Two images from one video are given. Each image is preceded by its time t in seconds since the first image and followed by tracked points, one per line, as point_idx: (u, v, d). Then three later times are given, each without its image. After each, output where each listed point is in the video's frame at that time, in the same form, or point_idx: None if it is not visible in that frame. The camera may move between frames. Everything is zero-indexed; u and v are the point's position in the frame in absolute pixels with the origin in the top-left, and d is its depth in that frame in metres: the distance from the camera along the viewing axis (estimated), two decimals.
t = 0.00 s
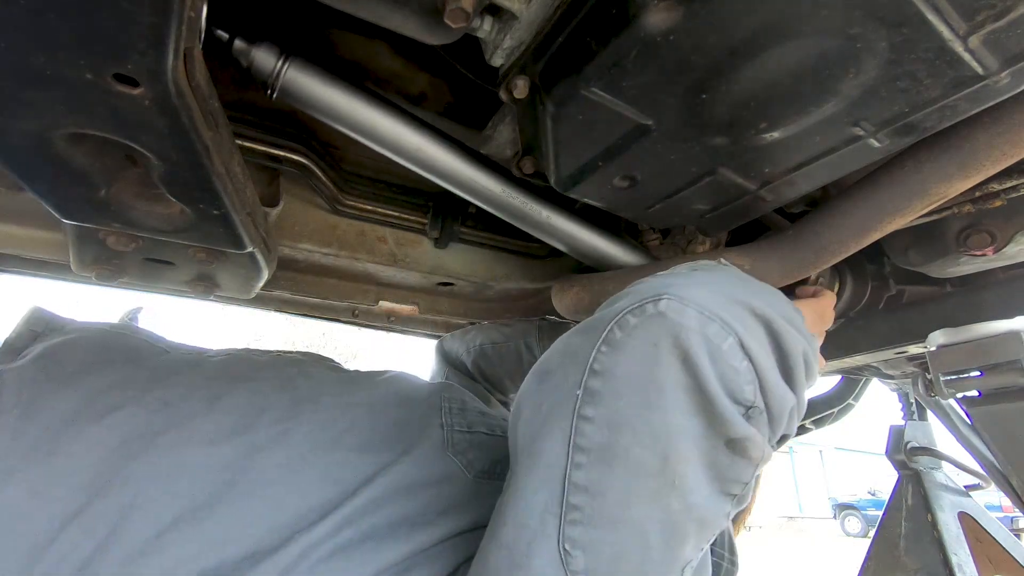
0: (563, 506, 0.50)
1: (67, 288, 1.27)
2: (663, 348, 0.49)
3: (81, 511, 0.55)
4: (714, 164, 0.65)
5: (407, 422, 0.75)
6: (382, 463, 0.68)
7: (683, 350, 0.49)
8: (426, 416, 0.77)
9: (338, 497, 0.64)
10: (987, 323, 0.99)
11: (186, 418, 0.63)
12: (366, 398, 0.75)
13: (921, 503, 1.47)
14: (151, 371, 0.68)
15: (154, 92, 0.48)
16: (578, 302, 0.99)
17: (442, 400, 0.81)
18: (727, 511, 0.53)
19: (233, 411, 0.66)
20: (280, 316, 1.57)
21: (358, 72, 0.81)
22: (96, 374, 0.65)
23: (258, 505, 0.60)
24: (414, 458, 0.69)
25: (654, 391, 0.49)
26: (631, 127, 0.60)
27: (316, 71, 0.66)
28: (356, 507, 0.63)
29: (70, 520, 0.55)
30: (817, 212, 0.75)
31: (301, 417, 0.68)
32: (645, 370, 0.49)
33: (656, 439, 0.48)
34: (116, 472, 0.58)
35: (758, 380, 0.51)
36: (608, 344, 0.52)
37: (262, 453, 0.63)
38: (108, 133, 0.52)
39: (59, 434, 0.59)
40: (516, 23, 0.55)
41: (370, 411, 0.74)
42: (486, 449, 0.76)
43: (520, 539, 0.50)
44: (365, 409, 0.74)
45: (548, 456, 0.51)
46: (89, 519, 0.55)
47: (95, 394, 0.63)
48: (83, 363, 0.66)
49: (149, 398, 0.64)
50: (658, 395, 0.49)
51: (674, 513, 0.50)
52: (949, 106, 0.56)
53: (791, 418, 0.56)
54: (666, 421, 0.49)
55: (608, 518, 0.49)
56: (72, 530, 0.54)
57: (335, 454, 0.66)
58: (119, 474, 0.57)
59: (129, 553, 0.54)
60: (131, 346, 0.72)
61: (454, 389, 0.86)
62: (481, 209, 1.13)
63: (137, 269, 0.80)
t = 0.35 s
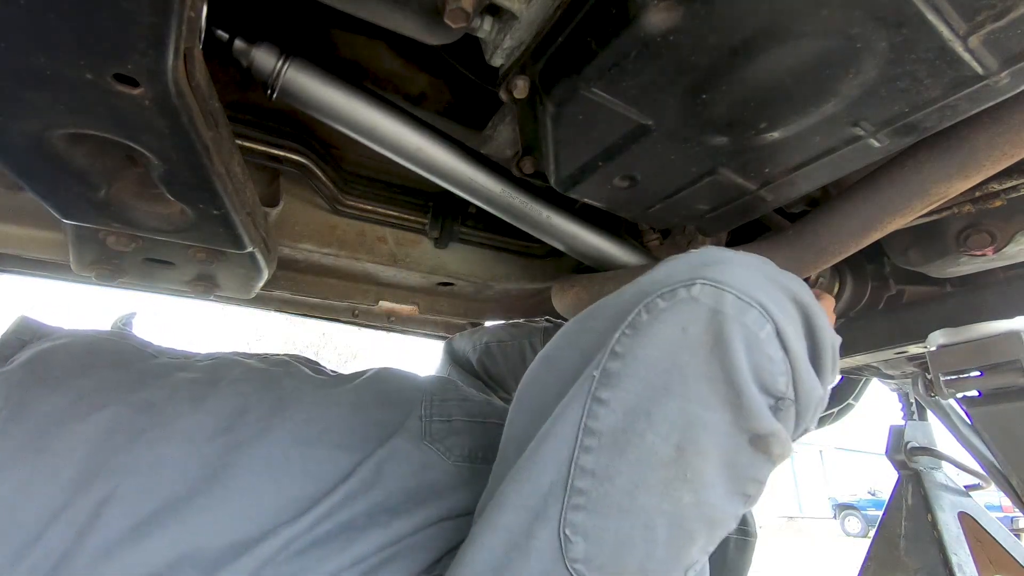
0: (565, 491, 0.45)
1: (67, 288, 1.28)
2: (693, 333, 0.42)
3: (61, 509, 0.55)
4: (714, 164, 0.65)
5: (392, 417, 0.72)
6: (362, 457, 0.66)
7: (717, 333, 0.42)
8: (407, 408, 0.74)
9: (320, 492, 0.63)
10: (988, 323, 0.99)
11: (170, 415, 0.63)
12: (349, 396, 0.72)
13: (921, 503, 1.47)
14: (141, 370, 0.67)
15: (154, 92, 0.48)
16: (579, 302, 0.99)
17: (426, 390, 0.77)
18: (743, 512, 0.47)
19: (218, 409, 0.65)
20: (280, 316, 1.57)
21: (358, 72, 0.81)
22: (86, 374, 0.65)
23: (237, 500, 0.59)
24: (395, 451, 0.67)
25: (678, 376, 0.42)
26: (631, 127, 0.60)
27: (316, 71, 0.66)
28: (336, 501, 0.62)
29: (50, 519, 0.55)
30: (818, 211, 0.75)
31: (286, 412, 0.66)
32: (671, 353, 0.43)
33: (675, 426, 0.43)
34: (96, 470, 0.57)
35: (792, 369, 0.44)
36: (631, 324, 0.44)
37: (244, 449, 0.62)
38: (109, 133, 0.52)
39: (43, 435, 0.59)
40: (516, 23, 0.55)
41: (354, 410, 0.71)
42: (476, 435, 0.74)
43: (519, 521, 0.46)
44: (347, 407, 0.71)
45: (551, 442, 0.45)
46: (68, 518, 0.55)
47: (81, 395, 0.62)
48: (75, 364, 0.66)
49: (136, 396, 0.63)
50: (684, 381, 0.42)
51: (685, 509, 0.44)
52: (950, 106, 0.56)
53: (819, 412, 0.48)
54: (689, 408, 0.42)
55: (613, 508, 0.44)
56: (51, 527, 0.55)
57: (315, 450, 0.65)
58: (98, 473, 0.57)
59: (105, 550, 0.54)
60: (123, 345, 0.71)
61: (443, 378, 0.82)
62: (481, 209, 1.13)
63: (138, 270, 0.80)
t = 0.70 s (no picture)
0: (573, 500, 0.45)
1: (67, 288, 1.27)
2: (710, 347, 0.41)
3: (60, 508, 0.56)
4: (714, 164, 0.65)
5: (392, 416, 0.72)
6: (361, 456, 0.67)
7: (735, 347, 0.40)
8: (405, 406, 0.74)
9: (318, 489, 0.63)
10: (989, 323, 0.99)
11: (170, 415, 0.63)
12: (348, 397, 0.72)
13: (921, 503, 1.47)
14: (139, 372, 0.67)
15: (154, 92, 0.48)
16: (579, 303, 0.99)
17: (425, 390, 0.77)
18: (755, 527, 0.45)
19: (218, 409, 0.65)
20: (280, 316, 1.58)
21: (358, 72, 0.81)
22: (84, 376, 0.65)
23: (236, 500, 0.59)
24: (394, 449, 0.67)
25: (693, 390, 0.41)
26: (631, 127, 0.60)
27: (316, 71, 0.66)
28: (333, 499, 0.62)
29: (49, 518, 0.55)
30: (818, 211, 0.75)
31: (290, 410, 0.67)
32: (686, 367, 0.41)
33: (688, 441, 0.41)
34: (95, 469, 0.57)
35: (812, 384, 0.42)
36: (647, 335, 0.43)
37: (244, 447, 0.62)
38: (109, 133, 0.52)
39: (43, 435, 0.58)
40: (516, 23, 0.55)
41: (353, 410, 0.71)
42: (474, 433, 0.73)
43: (527, 528, 0.46)
44: (349, 407, 0.71)
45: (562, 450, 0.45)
46: (67, 516, 0.55)
47: (80, 396, 0.62)
48: (76, 368, 0.65)
49: (135, 397, 0.63)
50: (699, 396, 0.41)
51: (695, 525, 0.43)
52: (950, 106, 0.56)
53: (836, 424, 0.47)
54: (704, 423, 0.41)
55: (622, 520, 0.43)
56: (51, 525, 0.55)
57: (314, 449, 0.65)
58: (98, 472, 0.57)
59: (104, 548, 0.55)
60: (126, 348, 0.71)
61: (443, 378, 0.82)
62: (481, 209, 1.13)
63: (138, 270, 0.80)
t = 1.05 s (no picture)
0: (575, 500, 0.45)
1: (67, 288, 1.28)
2: (711, 347, 0.41)
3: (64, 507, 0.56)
4: (714, 164, 0.65)
5: (395, 416, 0.72)
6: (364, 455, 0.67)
7: (736, 348, 0.40)
8: (407, 408, 0.73)
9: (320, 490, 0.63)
10: (988, 323, 0.99)
11: (174, 414, 0.63)
12: (349, 396, 0.72)
13: (921, 503, 1.47)
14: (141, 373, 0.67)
15: (154, 92, 0.47)
16: (579, 303, 0.99)
17: (427, 390, 0.77)
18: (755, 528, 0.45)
19: (221, 409, 0.65)
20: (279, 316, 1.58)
21: (358, 71, 0.81)
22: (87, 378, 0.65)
23: (239, 499, 0.59)
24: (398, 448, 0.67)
25: (692, 390, 0.41)
26: (631, 127, 0.60)
27: (316, 71, 0.66)
28: (336, 500, 0.62)
29: (54, 515, 0.56)
30: (818, 210, 0.75)
31: (293, 409, 0.67)
32: (687, 367, 0.41)
33: (688, 442, 0.41)
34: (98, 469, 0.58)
35: (814, 384, 0.42)
36: (648, 335, 0.43)
37: (245, 446, 0.62)
38: (109, 133, 0.52)
39: (51, 433, 0.59)
40: (516, 23, 0.55)
41: (355, 408, 0.71)
42: (475, 434, 0.73)
43: (527, 528, 0.46)
44: (352, 407, 0.71)
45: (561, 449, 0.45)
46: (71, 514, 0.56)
47: (83, 397, 0.62)
48: (76, 369, 0.65)
49: (141, 395, 0.64)
50: (699, 396, 0.41)
51: (696, 526, 0.43)
52: (950, 106, 0.56)
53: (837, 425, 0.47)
54: (704, 423, 0.41)
55: (622, 520, 0.43)
56: (56, 523, 0.55)
57: (316, 449, 0.65)
58: (103, 471, 0.58)
59: (109, 548, 0.55)
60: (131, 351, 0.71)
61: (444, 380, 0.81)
62: (481, 209, 1.13)
63: (138, 270, 0.80)
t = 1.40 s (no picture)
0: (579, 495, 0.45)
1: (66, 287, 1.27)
2: (720, 344, 0.41)
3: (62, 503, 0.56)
4: (714, 164, 0.65)
5: (395, 408, 0.72)
6: (362, 442, 0.66)
7: (746, 345, 0.40)
8: (409, 401, 0.73)
9: (314, 471, 0.63)
10: (989, 323, 0.99)
11: (183, 399, 0.64)
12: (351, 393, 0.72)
13: (921, 503, 1.47)
14: (145, 367, 0.67)
15: (154, 93, 0.48)
16: (579, 303, 0.99)
17: (428, 387, 0.77)
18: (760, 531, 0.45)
19: (229, 394, 0.66)
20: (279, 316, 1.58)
21: (358, 71, 0.81)
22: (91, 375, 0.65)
23: (240, 476, 0.60)
24: (401, 446, 0.67)
25: (701, 386, 0.41)
26: (631, 128, 0.60)
27: (317, 72, 0.66)
28: (330, 484, 0.62)
29: (68, 489, 0.57)
30: (818, 210, 0.75)
31: (294, 404, 0.67)
32: (695, 363, 0.41)
33: (694, 440, 0.41)
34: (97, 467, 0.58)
35: (826, 384, 0.41)
36: (656, 331, 0.43)
37: (245, 440, 0.62)
38: (109, 134, 0.52)
39: (61, 418, 0.60)
40: (516, 23, 0.55)
41: (357, 400, 0.71)
42: (476, 428, 0.73)
43: (529, 522, 0.46)
44: (353, 401, 0.71)
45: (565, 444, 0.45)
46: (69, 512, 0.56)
47: (83, 396, 0.62)
48: (75, 368, 0.65)
49: (151, 382, 0.65)
50: (708, 392, 0.41)
51: (700, 527, 0.42)
52: (950, 106, 0.56)
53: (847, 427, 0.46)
54: (712, 422, 0.41)
55: (625, 517, 0.43)
56: (69, 497, 0.57)
57: (316, 435, 0.65)
58: (113, 448, 0.59)
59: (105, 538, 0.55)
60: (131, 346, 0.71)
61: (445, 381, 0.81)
62: (481, 209, 1.13)
63: (138, 270, 0.80)
